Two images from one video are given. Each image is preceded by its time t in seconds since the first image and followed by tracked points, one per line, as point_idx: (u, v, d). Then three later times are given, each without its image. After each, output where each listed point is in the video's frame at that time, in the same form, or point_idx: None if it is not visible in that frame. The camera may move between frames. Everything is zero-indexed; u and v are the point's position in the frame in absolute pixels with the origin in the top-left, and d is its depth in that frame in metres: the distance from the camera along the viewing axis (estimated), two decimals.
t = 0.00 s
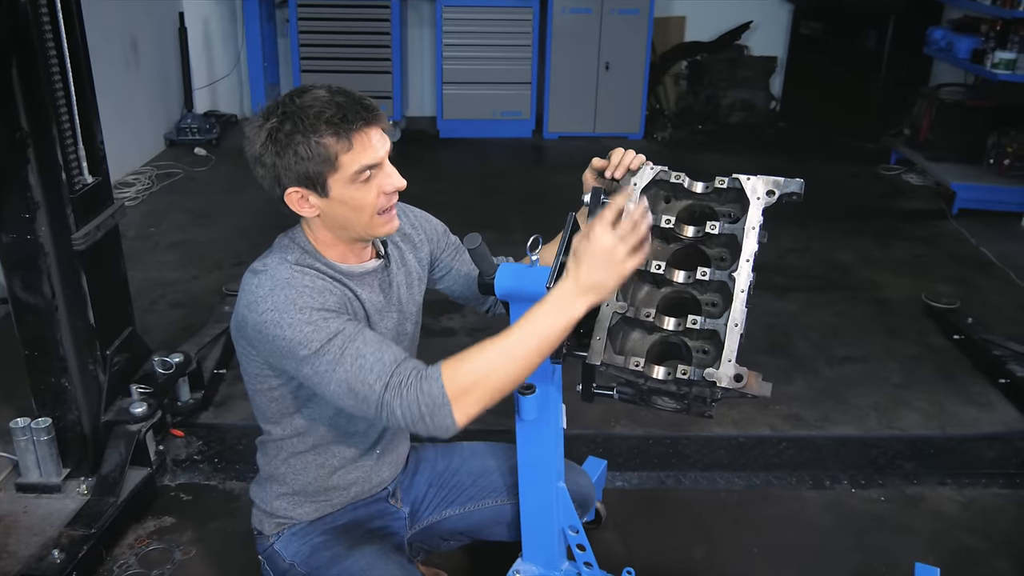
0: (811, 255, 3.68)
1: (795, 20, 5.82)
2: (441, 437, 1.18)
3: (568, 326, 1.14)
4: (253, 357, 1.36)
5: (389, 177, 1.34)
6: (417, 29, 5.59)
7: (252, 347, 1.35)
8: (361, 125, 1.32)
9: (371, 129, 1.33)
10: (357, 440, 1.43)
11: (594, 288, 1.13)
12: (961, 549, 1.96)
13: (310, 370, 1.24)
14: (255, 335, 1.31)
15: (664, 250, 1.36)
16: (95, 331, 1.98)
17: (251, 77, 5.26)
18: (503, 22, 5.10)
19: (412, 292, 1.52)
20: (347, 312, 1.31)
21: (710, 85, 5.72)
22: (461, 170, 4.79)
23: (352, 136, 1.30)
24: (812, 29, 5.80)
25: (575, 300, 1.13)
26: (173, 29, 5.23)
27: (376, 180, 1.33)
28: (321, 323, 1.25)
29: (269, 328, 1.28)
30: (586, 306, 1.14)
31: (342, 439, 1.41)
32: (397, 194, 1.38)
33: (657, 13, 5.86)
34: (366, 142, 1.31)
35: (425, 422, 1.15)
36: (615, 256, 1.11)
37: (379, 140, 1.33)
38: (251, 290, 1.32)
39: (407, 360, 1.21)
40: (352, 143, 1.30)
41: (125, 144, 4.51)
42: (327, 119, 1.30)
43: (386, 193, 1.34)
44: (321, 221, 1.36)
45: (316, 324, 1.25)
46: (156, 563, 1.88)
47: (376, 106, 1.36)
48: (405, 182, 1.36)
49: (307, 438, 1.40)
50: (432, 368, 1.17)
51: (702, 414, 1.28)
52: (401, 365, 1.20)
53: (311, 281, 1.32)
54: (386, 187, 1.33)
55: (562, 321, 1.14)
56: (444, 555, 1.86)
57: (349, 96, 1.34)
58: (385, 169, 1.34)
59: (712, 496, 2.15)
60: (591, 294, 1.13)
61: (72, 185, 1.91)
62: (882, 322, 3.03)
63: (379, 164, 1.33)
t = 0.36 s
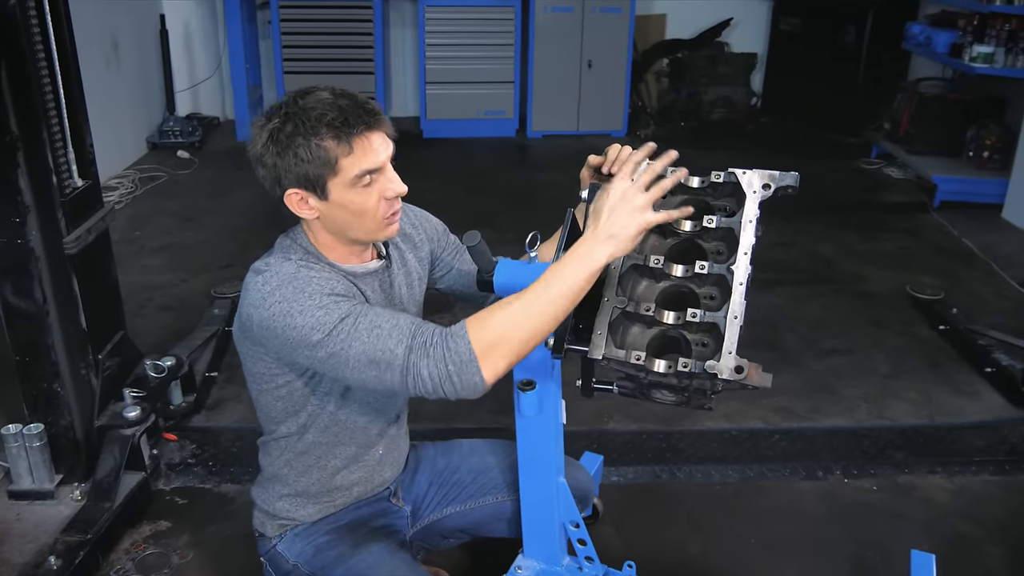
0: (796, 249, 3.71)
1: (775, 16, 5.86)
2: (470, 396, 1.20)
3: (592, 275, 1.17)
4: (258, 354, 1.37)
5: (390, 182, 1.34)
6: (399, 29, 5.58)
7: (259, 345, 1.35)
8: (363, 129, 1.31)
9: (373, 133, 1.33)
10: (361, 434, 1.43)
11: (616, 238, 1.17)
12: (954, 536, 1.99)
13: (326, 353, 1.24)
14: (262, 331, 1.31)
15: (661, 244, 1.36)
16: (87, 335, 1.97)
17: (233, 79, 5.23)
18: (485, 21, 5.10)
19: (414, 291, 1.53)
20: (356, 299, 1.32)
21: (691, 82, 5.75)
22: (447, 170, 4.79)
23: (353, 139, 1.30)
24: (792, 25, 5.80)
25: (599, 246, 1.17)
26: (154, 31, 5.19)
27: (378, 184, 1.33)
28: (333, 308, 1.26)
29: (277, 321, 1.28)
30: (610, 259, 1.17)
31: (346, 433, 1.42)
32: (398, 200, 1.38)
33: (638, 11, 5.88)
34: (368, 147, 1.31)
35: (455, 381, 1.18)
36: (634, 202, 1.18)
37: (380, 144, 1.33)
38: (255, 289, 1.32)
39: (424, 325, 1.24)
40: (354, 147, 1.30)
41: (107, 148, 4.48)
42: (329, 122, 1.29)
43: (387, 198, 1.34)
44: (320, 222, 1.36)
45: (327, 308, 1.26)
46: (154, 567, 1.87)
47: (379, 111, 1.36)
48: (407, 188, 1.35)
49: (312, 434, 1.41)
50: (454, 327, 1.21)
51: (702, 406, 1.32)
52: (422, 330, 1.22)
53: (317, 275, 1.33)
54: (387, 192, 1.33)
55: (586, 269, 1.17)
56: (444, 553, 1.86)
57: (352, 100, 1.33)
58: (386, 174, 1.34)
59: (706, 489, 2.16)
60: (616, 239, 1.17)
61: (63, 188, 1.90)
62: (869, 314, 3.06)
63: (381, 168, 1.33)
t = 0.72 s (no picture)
0: (781, 246, 3.74)
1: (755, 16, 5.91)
2: (459, 417, 1.21)
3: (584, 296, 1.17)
4: (260, 354, 1.37)
5: (397, 181, 1.35)
6: (382, 32, 5.58)
7: (260, 345, 1.36)
8: (374, 127, 1.33)
9: (384, 131, 1.34)
10: (360, 437, 1.43)
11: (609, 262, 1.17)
12: (945, 525, 2.02)
13: (323, 361, 1.25)
14: (263, 331, 1.32)
15: (656, 241, 1.37)
16: (79, 341, 1.96)
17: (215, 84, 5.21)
18: (468, 23, 5.10)
19: (415, 293, 1.53)
20: (356, 305, 1.33)
21: (673, 82, 5.78)
22: (432, 172, 4.79)
23: (364, 136, 1.31)
24: (772, 25, 5.88)
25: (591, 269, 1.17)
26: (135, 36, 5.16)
27: (385, 183, 1.34)
28: (332, 314, 1.27)
29: (278, 324, 1.29)
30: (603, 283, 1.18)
31: (346, 434, 1.42)
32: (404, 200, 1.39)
33: (620, 12, 5.91)
34: (378, 145, 1.32)
35: (445, 402, 1.18)
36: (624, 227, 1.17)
37: (390, 143, 1.34)
38: (257, 289, 1.33)
39: (420, 342, 1.24)
40: (364, 144, 1.31)
41: (90, 154, 4.44)
42: (341, 118, 1.30)
43: (393, 197, 1.34)
44: (326, 218, 1.37)
45: (327, 314, 1.27)
46: (150, 572, 1.87)
47: (391, 110, 1.37)
48: (413, 189, 1.37)
49: (312, 436, 1.41)
50: (449, 347, 1.21)
51: (699, 401, 1.33)
52: (417, 346, 1.23)
53: (318, 277, 1.33)
54: (393, 191, 1.34)
55: (578, 292, 1.17)
56: (443, 553, 1.87)
57: (364, 98, 1.35)
58: (393, 173, 1.35)
59: (700, 485, 2.17)
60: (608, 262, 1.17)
61: (54, 194, 1.89)
62: (855, 309, 3.10)
63: (389, 167, 1.34)
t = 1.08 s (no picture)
0: (777, 247, 3.75)
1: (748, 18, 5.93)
2: (469, 424, 1.24)
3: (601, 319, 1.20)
4: (267, 355, 1.38)
5: (405, 179, 1.36)
6: (377, 35, 5.59)
7: (269, 346, 1.36)
8: (382, 126, 1.33)
9: (391, 130, 1.34)
10: (365, 438, 1.44)
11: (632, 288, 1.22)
12: (943, 524, 2.03)
13: (334, 365, 1.26)
14: (273, 333, 1.32)
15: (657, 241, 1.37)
16: (78, 344, 1.95)
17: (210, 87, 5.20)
18: (463, 25, 5.11)
19: (418, 293, 1.53)
20: (366, 308, 1.33)
21: (668, 84, 5.80)
22: (428, 174, 4.80)
23: (373, 136, 1.31)
24: (766, 27, 5.92)
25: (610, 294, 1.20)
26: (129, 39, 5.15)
27: (393, 181, 1.35)
28: (343, 318, 1.28)
29: (289, 326, 1.30)
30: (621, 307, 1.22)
31: (351, 435, 1.43)
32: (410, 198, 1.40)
33: (614, 14, 5.93)
34: (386, 144, 1.33)
35: (456, 410, 1.21)
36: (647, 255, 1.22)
37: (397, 141, 1.35)
38: (267, 290, 1.33)
39: (432, 350, 1.26)
40: (373, 144, 1.31)
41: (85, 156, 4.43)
42: (350, 119, 1.31)
43: (402, 195, 1.35)
44: (335, 219, 1.37)
45: (339, 318, 1.28)
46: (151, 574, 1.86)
47: (398, 108, 1.37)
48: (420, 186, 1.37)
49: (318, 437, 1.42)
50: (461, 357, 1.23)
51: (701, 400, 1.34)
52: (429, 354, 1.24)
53: (328, 279, 1.34)
54: (402, 189, 1.35)
55: (596, 314, 1.20)
56: (443, 553, 1.87)
57: (371, 97, 1.35)
58: (402, 172, 1.36)
59: (699, 485, 2.18)
60: (628, 289, 1.21)
61: (53, 196, 1.89)
62: (851, 309, 3.11)
63: (396, 165, 1.35)
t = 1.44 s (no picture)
0: (774, 246, 3.75)
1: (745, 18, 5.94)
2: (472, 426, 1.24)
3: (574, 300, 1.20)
4: (271, 355, 1.38)
5: (411, 179, 1.36)
6: (373, 34, 5.58)
7: (272, 345, 1.36)
8: (390, 124, 1.33)
9: (399, 129, 1.34)
10: (365, 436, 1.44)
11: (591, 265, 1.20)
12: (941, 523, 2.03)
13: (339, 367, 1.26)
14: (278, 333, 1.32)
15: (656, 241, 1.38)
16: (75, 344, 1.95)
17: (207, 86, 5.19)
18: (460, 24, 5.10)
19: (418, 292, 1.54)
20: (371, 309, 1.33)
21: (664, 84, 5.80)
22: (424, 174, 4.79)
23: (381, 134, 1.31)
24: (762, 27, 5.92)
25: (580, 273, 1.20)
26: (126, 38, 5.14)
27: (399, 180, 1.34)
28: (349, 320, 1.27)
29: (295, 327, 1.29)
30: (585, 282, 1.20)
31: (352, 433, 1.43)
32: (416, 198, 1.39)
33: (611, 14, 5.93)
34: (394, 142, 1.33)
35: (458, 414, 1.20)
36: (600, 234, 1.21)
37: (404, 140, 1.35)
38: (273, 289, 1.33)
39: (435, 353, 1.25)
40: (381, 141, 1.31)
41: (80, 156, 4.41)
42: (359, 115, 1.31)
43: (407, 195, 1.35)
44: (340, 217, 1.37)
45: (344, 320, 1.27)
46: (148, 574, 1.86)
47: (405, 108, 1.38)
48: (426, 186, 1.37)
49: (318, 436, 1.42)
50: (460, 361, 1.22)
51: (699, 399, 1.34)
52: (433, 358, 1.24)
53: (334, 280, 1.33)
54: (407, 189, 1.35)
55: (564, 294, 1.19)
56: (441, 552, 1.87)
57: (379, 95, 1.35)
58: (408, 172, 1.35)
59: (696, 484, 2.18)
60: (595, 260, 1.19)
61: (50, 195, 1.90)
62: (848, 309, 3.11)
63: (403, 164, 1.34)
